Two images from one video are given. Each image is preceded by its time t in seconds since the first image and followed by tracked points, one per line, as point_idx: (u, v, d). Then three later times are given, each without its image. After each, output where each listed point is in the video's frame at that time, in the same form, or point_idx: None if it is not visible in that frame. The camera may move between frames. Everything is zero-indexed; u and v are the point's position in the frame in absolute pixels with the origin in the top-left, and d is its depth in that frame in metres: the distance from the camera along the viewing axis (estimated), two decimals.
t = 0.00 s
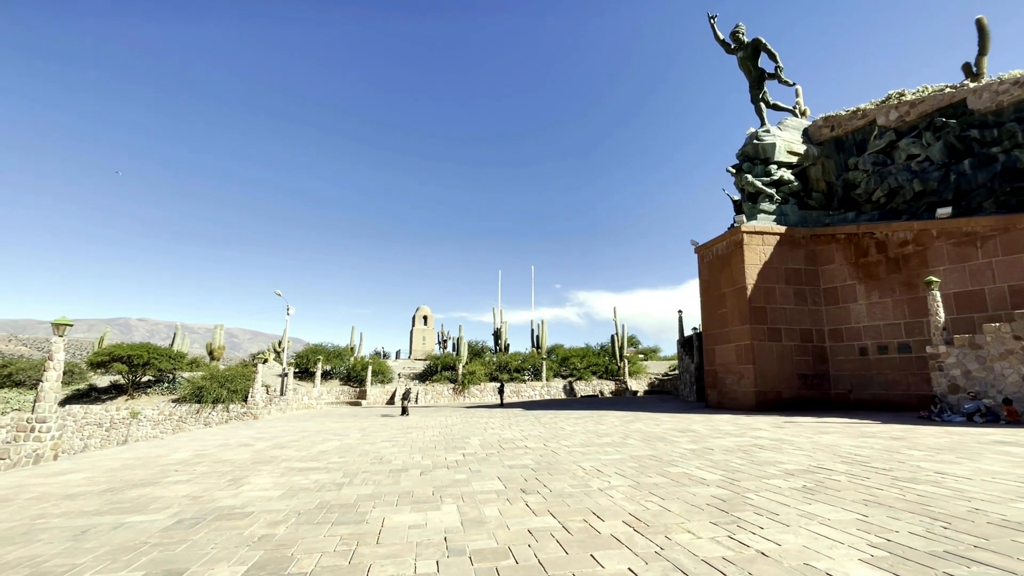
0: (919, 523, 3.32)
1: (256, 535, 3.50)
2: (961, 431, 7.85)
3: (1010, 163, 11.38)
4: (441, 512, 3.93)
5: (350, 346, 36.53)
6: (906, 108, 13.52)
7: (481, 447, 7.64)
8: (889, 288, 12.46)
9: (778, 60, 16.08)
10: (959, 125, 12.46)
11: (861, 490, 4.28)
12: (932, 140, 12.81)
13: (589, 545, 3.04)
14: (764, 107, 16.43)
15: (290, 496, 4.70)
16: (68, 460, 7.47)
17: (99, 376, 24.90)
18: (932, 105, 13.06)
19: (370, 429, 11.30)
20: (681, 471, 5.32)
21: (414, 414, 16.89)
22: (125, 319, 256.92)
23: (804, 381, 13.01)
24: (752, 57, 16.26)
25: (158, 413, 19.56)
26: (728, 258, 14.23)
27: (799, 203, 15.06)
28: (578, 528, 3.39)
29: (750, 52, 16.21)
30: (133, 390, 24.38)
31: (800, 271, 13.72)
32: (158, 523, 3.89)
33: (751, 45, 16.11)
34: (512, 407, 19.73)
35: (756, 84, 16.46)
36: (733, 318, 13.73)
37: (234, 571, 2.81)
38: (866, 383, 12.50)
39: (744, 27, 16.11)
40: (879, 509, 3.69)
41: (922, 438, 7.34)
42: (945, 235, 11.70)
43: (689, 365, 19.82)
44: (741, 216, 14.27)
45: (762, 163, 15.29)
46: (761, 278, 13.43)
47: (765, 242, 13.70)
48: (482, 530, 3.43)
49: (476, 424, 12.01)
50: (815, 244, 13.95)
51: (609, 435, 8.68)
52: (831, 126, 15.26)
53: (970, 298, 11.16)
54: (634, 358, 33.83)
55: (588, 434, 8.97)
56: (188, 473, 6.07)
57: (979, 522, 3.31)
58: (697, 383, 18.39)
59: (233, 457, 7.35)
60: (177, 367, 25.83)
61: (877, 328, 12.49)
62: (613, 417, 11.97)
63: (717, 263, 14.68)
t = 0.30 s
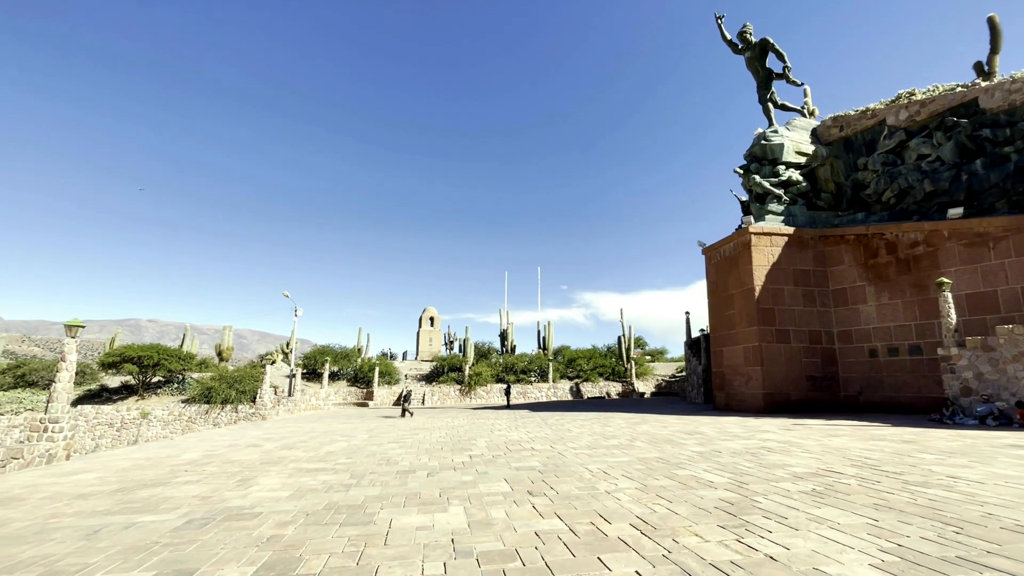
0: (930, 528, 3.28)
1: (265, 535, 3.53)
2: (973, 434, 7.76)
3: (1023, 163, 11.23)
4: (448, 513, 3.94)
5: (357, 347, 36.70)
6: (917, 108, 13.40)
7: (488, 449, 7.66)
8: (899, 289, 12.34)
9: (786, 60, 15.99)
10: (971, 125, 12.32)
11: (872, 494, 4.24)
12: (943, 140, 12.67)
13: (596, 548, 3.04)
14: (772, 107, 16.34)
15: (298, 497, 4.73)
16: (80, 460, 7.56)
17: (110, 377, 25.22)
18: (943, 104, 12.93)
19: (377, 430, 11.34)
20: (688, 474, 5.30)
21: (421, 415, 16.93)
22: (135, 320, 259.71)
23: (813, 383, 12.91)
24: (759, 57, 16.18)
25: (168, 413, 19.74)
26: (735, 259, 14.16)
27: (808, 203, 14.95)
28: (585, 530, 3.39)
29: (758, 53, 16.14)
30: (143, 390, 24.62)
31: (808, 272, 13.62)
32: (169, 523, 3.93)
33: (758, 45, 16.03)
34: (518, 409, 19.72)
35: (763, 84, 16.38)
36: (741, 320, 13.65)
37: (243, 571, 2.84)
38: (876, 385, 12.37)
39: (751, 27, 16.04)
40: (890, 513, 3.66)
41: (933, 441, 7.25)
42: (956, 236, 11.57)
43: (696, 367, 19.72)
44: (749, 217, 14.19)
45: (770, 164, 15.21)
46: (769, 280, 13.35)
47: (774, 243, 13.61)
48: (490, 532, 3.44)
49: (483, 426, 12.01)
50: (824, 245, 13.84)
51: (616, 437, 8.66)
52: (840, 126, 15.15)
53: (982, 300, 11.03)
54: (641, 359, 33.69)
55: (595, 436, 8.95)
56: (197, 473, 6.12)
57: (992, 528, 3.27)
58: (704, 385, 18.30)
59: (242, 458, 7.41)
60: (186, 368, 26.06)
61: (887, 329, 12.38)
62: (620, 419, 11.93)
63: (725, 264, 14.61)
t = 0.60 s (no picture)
0: (940, 526, 3.26)
1: (276, 530, 3.57)
2: (984, 432, 7.67)
3: None
4: (455, 509, 3.96)
5: (365, 344, 36.88)
6: (928, 102, 13.23)
7: (495, 446, 7.68)
8: (910, 285, 12.22)
9: (795, 55, 15.83)
10: (983, 119, 12.14)
11: (881, 492, 4.21)
12: (955, 134, 12.50)
13: (603, 544, 3.05)
14: (780, 103, 16.19)
15: (307, 492, 4.78)
16: (93, 455, 7.66)
17: (121, 373, 25.53)
18: (955, 98, 12.74)
19: (384, 427, 11.42)
20: (695, 471, 5.30)
21: (428, 412, 17.02)
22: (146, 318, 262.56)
23: (821, 380, 12.81)
24: (768, 52, 16.03)
25: (178, 409, 19.96)
26: (743, 256, 14.07)
27: (817, 199, 14.80)
28: (592, 527, 3.40)
29: (766, 47, 15.99)
30: (154, 387, 24.90)
31: (817, 269, 13.51)
32: (180, 518, 3.99)
33: (767, 40, 15.88)
34: (524, 406, 19.78)
35: (771, 79, 16.23)
36: (749, 317, 13.57)
37: (254, 566, 2.87)
38: (886, 382, 12.27)
39: (759, 22, 15.89)
40: (899, 511, 3.64)
41: (943, 439, 7.19)
42: (968, 232, 11.44)
43: (703, 364, 19.64)
44: (757, 213, 14.09)
45: (778, 160, 15.07)
46: (777, 276, 13.26)
47: (782, 239, 13.51)
48: (496, 528, 3.46)
49: (490, 423, 12.04)
50: (833, 241, 13.71)
51: (623, 434, 8.66)
52: (849, 121, 14.98)
53: (994, 296, 10.89)
54: (648, 356, 33.62)
55: (602, 433, 8.96)
56: (208, 469, 6.19)
57: (1002, 526, 3.24)
58: (712, 382, 18.23)
59: (251, 454, 7.48)
60: (196, 365, 26.29)
61: (897, 326, 12.27)
62: (627, 416, 11.93)
63: (732, 261, 14.52)
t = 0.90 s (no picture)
0: (949, 517, 3.24)
1: (284, 521, 3.61)
2: (993, 424, 7.62)
3: None
4: (461, 500, 3.99)
5: (371, 337, 37.08)
6: (939, 89, 13.01)
7: (501, 437, 7.72)
8: (919, 276, 12.11)
9: (803, 42, 15.60)
10: (996, 106, 11.92)
11: (888, 483, 4.20)
12: (967, 122, 12.30)
13: (609, 534, 3.06)
14: (788, 91, 15.98)
15: (315, 483, 4.82)
16: (104, 447, 7.75)
17: (131, 366, 25.82)
18: (968, 84, 12.52)
19: (391, 418, 11.49)
20: (701, 462, 5.30)
21: (434, 404, 17.13)
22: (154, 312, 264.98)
23: (829, 371, 12.75)
24: (776, 40, 15.80)
25: (187, 402, 20.18)
26: (750, 247, 13.96)
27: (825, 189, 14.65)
28: (598, 517, 3.40)
29: (774, 35, 15.76)
30: (164, 379, 25.17)
31: (824, 259, 13.40)
32: (190, 508, 4.03)
33: (775, 28, 15.64)
34: (530, 398, 19.81)
35: (779, 67, 16.01)
36: (755, 308, 13.50)
37: (263, 555, 2.90)
38: (894, 373, 12.20)
39: (767, 9, 15.64)
40: (907, 502, 3.62)
41: (952, 431, 7.14)
42: (979, 221, 11.29)
43: (709, 355, 19.59)
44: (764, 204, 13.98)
45: (786, 150, 14.90)
46: (784, 267, 13.16)
47: (789, 230, 13.40)
48: (503, 519, 3.48)
49: (495, 414, 12.10)
50: (841, 231, 13.56)
51: (628, 425, 8.67)
52: (859, 109, 14.77)
53: (1005, 286, 10.76)
54: (654, 348, 33.60)
55: (607, 424, 8.98)
56: (217, 461, 6.25)
57: (1012, 517, 3.22)
58: (718, 374, 18.20)
59: (260, 446, 7.56)
60: (204, 358, 26.52)
61: (906, 317, 12.17)
62: (632, 408, 11.94)
63: (739, 252, 14.43)
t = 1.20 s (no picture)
0: (954, 501, 3.23)
1: (290, 506, 3.62)
2: (998, 409, 7.61)
3: None
4: (466, 485, 4.00)
5: (374, 325, 37.19)
6: (949, 71, 12.80)
7: (504, 424, 7.74)
8: (925, 262, 12.02)
9: (810, 24, 15.33)
10: (1007, 88, 11.71)
11: (893, 468, 4.19)
12: (976, 105, 12.11)
13: (613, 519, 3.06)
14: (794, 75, 15.75)
15: (319, 470, 4.84)
16: (111, 435, 7.81)
17: (136, 356, 25.99)
18: (978, 66, 12.30)
19: (395, 406, 11.55)
20: (705, 448, 5.30)
21: (437, 392, 17.20)
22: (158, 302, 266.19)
23: (832, 358, 12.72)
24: (782, 22, 15.54)
25: (192, 391, 20.31)
26: (754, 233, 13.87)
27: (830, 174, 14.50)
28: (602, 502, 3.41)
29: (780, 17, 15.49)
30: (169, 369, 25.34)
31: (829, 246, 13.30)
32: (197, 494, 4.06)
33: (781, 10, 15.37)
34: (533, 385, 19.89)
35: (785, 50, 15.76)
36: (759, 295, 13.45)
37: (269, 540, 2.92)
38: (898, 360, 12.17)
39: None
40: (912, 486, 3.61)
41: (956, 416, 7.13)
42: (987, 206, 11.17)
43: (712, 343, 19.58)
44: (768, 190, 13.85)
45: (791, 134, 14.73)
46: (788, 254, 13.08)
47: (794, 216, 13.28)
48: (507, 503, 3.48)
49: (498, 401, 12.15)
50: (847, 217, 13.43)
51: (631, 412, 8.69)
52: (866, 93, 14.56)
53: (1012, 272, 10.67)
54: (656, 336, 33.62)
55: (610, 411, 9.00)
56: (222, 448, 6.29)
57: (1018, 500, 3.21)
58: (721, 361, 18.20)
59: (264, 433, 7.60)
60: (209, 347, 26.66)
61: (911, 303, 12.11)
62: (634, 395, 11.96)
63: (743, 238, 14.34)
